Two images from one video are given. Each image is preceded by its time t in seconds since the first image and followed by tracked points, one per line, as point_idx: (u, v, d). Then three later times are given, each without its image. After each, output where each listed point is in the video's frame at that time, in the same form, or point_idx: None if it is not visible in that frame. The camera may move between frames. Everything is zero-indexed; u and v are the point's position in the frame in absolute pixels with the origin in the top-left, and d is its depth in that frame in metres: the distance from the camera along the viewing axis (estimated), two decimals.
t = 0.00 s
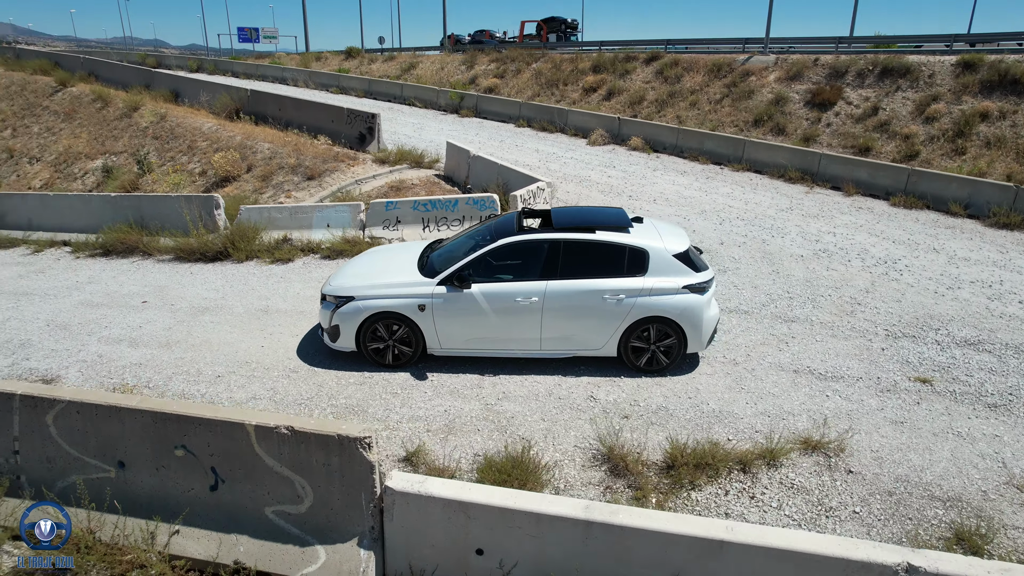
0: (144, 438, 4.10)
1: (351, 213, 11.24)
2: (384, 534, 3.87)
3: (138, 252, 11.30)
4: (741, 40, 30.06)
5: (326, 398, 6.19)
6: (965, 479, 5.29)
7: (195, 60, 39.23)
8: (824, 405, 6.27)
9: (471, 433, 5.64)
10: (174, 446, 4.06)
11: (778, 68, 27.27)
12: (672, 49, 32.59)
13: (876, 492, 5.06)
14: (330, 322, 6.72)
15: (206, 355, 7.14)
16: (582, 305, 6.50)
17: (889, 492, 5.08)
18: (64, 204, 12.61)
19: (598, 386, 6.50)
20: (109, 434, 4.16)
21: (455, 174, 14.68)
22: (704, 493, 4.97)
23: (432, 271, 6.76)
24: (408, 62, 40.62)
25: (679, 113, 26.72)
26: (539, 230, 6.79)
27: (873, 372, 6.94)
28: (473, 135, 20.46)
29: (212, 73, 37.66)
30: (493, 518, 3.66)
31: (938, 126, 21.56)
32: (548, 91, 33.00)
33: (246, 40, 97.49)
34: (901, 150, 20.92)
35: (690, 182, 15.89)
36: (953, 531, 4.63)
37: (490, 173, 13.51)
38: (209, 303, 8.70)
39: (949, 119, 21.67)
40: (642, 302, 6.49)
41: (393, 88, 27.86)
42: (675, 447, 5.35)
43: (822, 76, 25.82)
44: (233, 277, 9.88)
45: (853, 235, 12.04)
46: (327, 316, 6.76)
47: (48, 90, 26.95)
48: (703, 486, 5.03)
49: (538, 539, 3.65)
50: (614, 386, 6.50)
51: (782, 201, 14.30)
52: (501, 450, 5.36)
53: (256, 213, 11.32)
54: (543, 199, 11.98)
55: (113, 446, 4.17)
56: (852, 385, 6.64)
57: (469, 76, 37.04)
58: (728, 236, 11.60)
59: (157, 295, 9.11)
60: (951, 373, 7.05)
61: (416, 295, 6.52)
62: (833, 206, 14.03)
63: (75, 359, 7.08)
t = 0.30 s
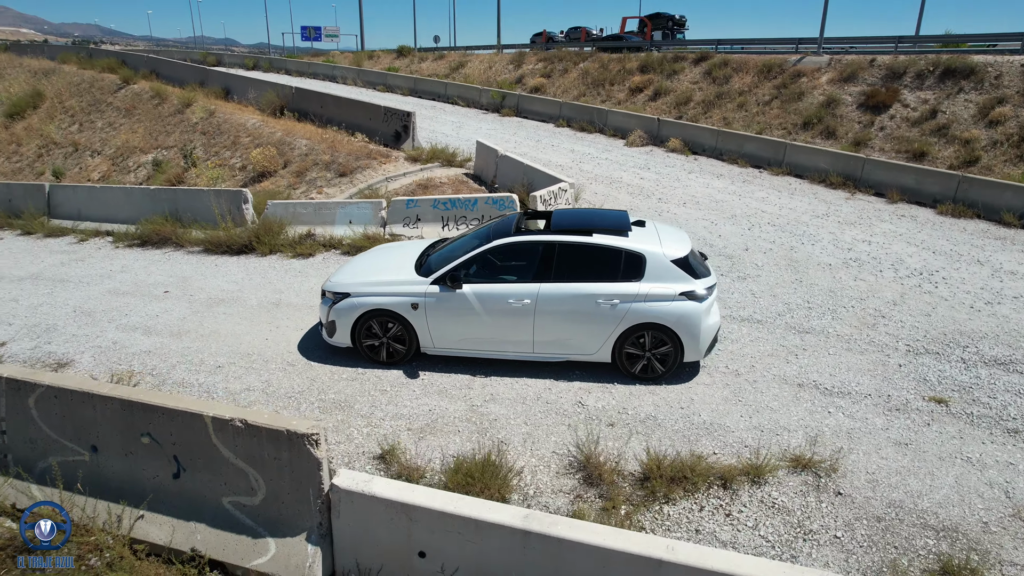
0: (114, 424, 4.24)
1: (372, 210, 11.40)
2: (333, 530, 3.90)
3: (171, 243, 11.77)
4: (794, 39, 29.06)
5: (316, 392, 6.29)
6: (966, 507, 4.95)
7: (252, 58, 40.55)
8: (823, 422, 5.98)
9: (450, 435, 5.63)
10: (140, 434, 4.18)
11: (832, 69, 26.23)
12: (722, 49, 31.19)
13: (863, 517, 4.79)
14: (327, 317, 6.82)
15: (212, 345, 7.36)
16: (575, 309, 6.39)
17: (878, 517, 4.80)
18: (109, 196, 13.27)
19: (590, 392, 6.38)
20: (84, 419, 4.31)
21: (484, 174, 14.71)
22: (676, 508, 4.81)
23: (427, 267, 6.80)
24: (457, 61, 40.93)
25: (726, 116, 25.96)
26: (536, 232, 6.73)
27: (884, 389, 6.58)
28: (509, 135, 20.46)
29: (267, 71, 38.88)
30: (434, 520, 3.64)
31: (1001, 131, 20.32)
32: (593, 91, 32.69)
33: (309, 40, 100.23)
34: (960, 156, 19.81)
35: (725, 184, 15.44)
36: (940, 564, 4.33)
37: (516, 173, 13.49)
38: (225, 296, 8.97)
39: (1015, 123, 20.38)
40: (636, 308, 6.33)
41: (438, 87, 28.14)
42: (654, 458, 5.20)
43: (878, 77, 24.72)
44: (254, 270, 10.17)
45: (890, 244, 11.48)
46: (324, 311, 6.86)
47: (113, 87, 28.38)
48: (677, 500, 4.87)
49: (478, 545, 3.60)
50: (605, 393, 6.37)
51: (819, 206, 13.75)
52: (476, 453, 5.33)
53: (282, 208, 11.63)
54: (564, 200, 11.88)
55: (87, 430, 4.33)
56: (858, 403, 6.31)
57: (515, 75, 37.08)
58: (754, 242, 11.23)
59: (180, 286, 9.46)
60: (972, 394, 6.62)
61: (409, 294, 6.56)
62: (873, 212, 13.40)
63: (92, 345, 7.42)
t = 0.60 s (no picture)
0: (82, 411, 4.37)
1: (389, 207, 11.50)
2: (278, 526, 3.93)
3: (197, 236, 12.16)
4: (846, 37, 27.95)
5: (302, 386, 6.37)
6: (956, 535, 4.63)
7: (302, 56, 41.54)
8: (815, 438, 5.70)
9: (424, 434, 5.61)
10: (105, 422, 4.30)
11: (884, 68, 25.13)
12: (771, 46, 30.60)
13: (839, 540, 4.54)
14: (319, 313, 6.90)
15: (214, 337, 7.55)
16: (562, 312, 6.27)
17: (855, 542, 4.54)
18: (146, 190, 13.84)
19: (574, 397, 6.25)
20: (57, 405, 4.45)
21: (507, 173, 14.67)
22: (640, 520, 4.66)
23: (418, 266, 6.79)
24: (500, 60, 40.98)
25: (769, 116, 25.19)
26: (527, 233, 6.63)
27: (889, 406, 6.22)
28: (541, 133, 20.35)
29: (314, 68, 39.78)
30: (368, 521, 3.62)
31: None
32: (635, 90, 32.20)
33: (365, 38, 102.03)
34: (1019, 160, 18.65)
35: (756, 185, 14.95)
36: None
37: (537, 172, 13.40)
38: (236, 289, 9.20)
39: None
40: (624, 312, 6.17)
41: (477, 85, 28.21)
42: (624, 468, 5.06)
43: (933, 76, 23.57)
44: (270, 264, 10.39)
45: (924, 253, 10.90)
46: (318, 307, 6.94)
47: (166, 84, 29.54)
48: (643, 512, 4.73)
49: (409, 548, 3.55)
50: (590, 398, 6.24)
51: (853, 210, 13.18)
52: (446, 454, 5.29)
53: (303, 204, 11.87)
54: (582, 200, 11.72)
55: (58, 416, 4.48)
56: (857, 419, 5.99)
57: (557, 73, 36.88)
58: (776, 246, 10.83)
59: (196, 278, 9.75)
60: (987, 414, 6.19)
61: (398, 292, 6.57)
62: (911, 218, 12.75)
63: (102, 333, 7.72)
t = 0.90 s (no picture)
0: (59, 394, 4.54)
1: (409, 202, 11.59)
2: (228, 515, 3.99)
3: (227, 227, 12.56)
4: (907, 32, 26.57)
5: (293, 378, 6.48)
6: (943, 565, 4.32)
7: (352, 51, 42.36)
8: (806, 453, 5.43)
9: (402, 431, 5.62)
10: (79, 406, 4.45)
11: (946, 64, 23.81)
12: (823, 42, 29.44)
13: (812, 563, 4.31)
14: (317, 305, 6.99)
15: (221, 326, 7.77)
16: (550, 312, 6.16)
17: (828, 565, 4.29)
18: (185, 181, 14.37)
19: (560, 399, 6.14)
20: (38, 387, 4.63)
21: (535, 169, 14.57)
22: (602, 530, 4.53)
23: (412, 261, 6.80)
24: (547, 55, 40.75)
25: (819, 114, 24.24)
26: (522, 231, 6.55)
27: (893, 423, 5.87)
28: (578, 130, 20.14)
29: (364, 64, 40.48)
30: (306, 515, 3.64)
31: None
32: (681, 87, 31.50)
33: (421, 34, 103.17)
34: None
35: (793, 185, 14.38)
36: None
37: (563, 170, 13.27)
38: (252, 280, 9.43)
39: None
40: (613, 315, 6.01)
41: (518, 81, 28.13)
42: (595, 475, 4.93)
43: (999, 73, 22.20)
44: (289, 255, 10.62)
45: (964, 260, 10.27)
46: (315, 300, 7.04)
47: (220, 79, 30.60)
48: (607, 521, 4.60)
49: (343, 544, 3.56)
50: (576, 401, 6.11)
51: (893, 214, 12.53)
52: (418, 451, 5.28)
53: (327, 198, 12.10)
54: (603, 198, 11.51)
55: (40, 398, 4.66)
56: (856, 435, 5.68)
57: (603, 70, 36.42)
58: (801, 249, 10.40)
59: (218, 268, 10.05)
60: (1003, 436, 5.76)
61: (390, 288, 6.59)
62: (956, 224, 12.03)
63: (120, 318, 8.04)
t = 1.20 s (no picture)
0: (47, 375, 4.76)
1: (430, 197, 11.66)
2: (188, 500, 4.09)
3: (258, 218, 12.92)
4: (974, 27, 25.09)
5: (288, 367, 6.60)
6: None
7: (403, 47, 42.92)
8: (793, 467, 5.19)
9: (382, 424, 5.65)
10: (63, 387, 4.65)
11: (1015, 60, 22.39)
12: (883, 38, 28.12)
13: None
14: (317, 297, 7.12)
15: (231, 314, 7.99)
16: (539, 311, 6.08)
17: None
18: (223, 173, 14.87)
19: (547, 399, 6.06)
20: (31, 368, 4.86)
21: (563, 166, 14.43)
22: (562, 535, 4.44)
23: (408, 256, 6.83)
24: (595, 51, 40.30)
25: (873, 113, 23.17)
26: (516, 229, 6.49)
27: (893, 439, 5.56)
28: (615, 127, 19.84)
29: (413, 60, 40.94)
30: (252, 503, 3.70)
31: None
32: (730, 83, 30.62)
33: (476, 30, 103.62)
34: None
35: (832, 186, 13.79)
36: None
37: (589, 167, 13.09)
38: (270, 270, 9.66)
39: None
40: (601, 316, 5.88)
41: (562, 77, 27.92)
42: (564, 479, 4.84)
43: None
44: (310, 247, 10.83)
45: (1007, 269, 9.62)
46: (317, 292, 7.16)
47: (272, 74, 31.47)
48: (570, 526, 4.51)
49: (285, 535, 3.60)
50: (562, 402, 6.01)
51: (936, 218, 11.86)
52: (393, 446, 5.30)
53: (352, 191, 12.32)
54: (625, 196, 11.27)
55: (31, 378, 4.89)
56: (851, 450, 5.40)
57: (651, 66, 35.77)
58: (829, 253, 9.96)
59: (240, 258, 10.35)
60: (1016, 459, 5.36)
61: (385, 282, 6.64)
62: (1005, 230, 11.29)
63: (139, 304, 8.38)
